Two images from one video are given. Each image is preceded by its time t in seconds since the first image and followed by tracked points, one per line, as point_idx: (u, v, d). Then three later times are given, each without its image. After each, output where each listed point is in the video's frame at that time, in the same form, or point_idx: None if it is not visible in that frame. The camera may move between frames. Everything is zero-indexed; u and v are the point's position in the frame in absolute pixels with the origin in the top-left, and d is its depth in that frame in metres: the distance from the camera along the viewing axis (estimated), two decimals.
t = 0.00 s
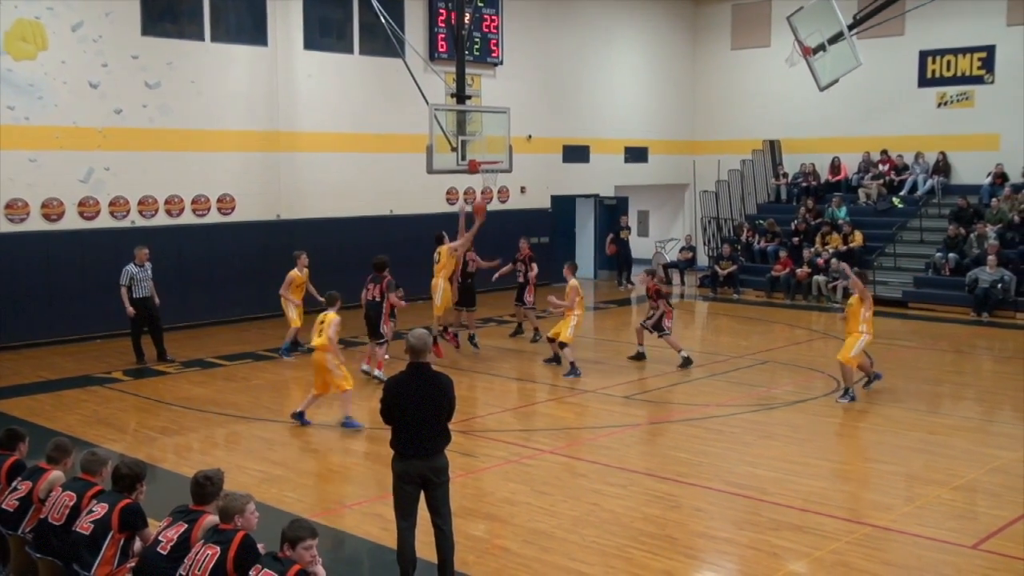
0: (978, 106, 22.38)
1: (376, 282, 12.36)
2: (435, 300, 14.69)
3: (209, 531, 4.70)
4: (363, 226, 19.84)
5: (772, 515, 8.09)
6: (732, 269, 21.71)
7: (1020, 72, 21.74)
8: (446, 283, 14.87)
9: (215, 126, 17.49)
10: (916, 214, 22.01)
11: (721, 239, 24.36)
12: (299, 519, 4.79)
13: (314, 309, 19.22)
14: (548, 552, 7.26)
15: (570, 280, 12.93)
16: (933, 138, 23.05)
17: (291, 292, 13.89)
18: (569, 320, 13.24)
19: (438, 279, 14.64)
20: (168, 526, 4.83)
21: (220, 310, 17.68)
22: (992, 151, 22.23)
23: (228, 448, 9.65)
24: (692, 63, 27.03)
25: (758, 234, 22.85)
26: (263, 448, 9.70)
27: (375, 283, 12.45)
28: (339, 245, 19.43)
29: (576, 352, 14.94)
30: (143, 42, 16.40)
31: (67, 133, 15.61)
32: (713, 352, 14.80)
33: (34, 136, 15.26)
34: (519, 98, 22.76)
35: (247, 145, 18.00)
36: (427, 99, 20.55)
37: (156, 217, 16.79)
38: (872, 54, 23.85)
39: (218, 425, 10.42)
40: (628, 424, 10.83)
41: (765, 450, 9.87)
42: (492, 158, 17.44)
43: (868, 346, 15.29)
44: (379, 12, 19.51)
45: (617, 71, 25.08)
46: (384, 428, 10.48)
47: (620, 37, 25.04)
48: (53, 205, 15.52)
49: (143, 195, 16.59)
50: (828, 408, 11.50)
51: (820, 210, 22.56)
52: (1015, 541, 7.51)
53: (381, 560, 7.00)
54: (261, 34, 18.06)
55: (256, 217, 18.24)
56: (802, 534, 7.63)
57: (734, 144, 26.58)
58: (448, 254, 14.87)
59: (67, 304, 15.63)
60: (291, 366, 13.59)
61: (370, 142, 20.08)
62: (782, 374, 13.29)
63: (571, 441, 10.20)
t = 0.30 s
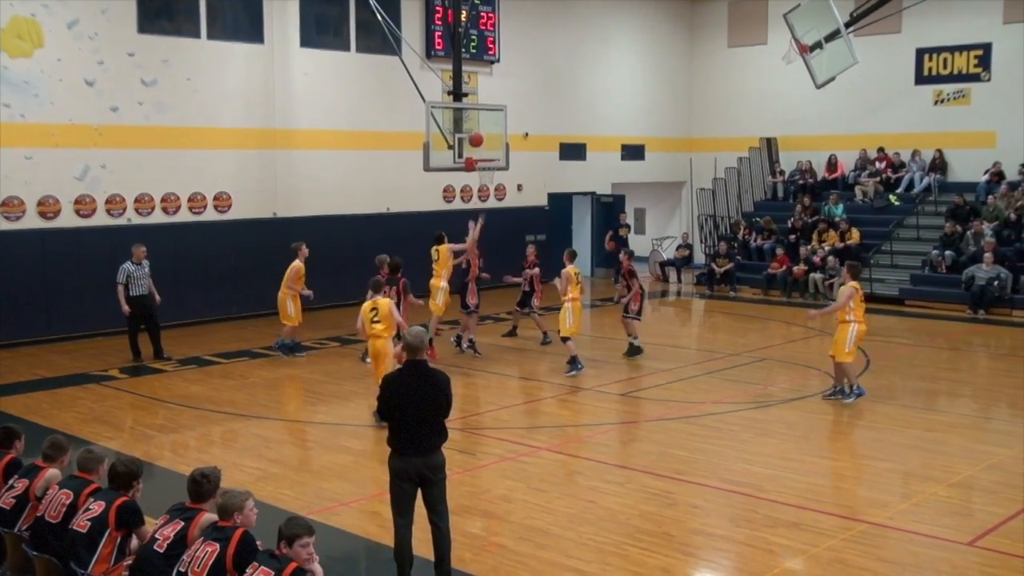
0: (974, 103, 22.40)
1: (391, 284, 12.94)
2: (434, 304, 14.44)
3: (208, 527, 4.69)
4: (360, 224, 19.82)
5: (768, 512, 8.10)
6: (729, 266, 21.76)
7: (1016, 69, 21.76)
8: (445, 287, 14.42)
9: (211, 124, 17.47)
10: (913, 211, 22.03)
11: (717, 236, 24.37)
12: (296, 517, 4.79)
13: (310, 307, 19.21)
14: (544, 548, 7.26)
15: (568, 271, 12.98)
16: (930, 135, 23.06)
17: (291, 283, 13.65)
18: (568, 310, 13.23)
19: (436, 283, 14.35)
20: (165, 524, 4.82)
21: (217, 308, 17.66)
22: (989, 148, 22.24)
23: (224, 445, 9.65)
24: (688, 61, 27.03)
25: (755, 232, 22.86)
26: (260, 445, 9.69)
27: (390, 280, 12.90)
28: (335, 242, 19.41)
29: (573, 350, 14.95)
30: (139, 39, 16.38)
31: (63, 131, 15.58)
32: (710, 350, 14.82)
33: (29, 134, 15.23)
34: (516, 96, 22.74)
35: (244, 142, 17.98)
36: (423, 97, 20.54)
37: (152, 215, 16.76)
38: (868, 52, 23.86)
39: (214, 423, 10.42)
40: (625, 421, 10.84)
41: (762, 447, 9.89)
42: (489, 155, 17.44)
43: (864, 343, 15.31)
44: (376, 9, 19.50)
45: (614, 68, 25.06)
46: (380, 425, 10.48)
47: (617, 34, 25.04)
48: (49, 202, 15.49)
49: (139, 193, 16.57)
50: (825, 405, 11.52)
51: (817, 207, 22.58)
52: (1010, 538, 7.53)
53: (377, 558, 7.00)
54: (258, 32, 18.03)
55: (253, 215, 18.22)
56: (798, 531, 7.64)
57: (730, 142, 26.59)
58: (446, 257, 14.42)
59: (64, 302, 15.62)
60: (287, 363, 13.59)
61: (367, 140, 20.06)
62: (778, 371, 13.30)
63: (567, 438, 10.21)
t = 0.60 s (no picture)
0: (971, 99, 22.40)
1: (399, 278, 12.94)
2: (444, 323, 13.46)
3: (204, 523, 4.69)
4: (357, 219, 19.81)
5: (764, 507, 8.11)
6: (726, 262, 21.81)
7: (1013, 65, 21.76)
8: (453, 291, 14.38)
9: (208, 119, 17.45)
10: (910, 206, 22.05)
11: (715, 232, 24.37)
12: (293, 512, 4.79)
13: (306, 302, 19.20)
14: (542, 543, 7.27)
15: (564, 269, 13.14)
16: (927, 131, 23.07)
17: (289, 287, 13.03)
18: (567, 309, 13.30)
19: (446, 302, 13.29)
20: (162, 519, 4.81)
21: (214, 303, 17.66)
22: (986, 144, 22.26)
23: (222, 441, 9.65)
24: (685, 56, 27.02)
25: (752, 227, 22.86)
26: (258, 440, 9.69)
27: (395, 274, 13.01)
28: (332, 238, 19.41)
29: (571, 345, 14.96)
30: (136, 34, 16.35)
31: (60, 127, 15.57)
32: (707, 345, 14.83)
33: (26, 129, 15.21)
34: (513, 91, 22.73)
35: (240, 137, 17.95)
36: (420, 92, 20.53)
37: (149, 210, 16.76)
38: (865, 47, 23.86)
39: (212, 418, 10.41)
40: (623, 416, 10.84)
41: (759, 442, 9.90)
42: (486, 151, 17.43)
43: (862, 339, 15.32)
44: (373, 4, 19.48)
45: (611, 63, 25.04)
46: (378, 420, 10.49)
47: (614, 30, 25.03)
48: (46, 197, 15.48)
49: (136, 188, 16.55)
50: (821, 400, 11.54)
51: (814, 203, 22.59)
52: (1007, 532, 7.54)
53: (374, 552, 7.01)
54: (254, 26, 18.00)
55: (250, 210, 18.22)
56: (796, 526, 7.66)
57: (727, 137, 26.59)
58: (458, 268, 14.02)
59: (61, 297, 15.61)
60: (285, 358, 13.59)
61: (362, 135, 20.03)
62: (776, 366, 13.29)
63: (564, 433, 10.22)
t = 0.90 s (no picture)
0: (969, 96, 22.41)
1: (402, 276, 12.92)
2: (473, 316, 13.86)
3: (201, 521, 4.69)
4: (355, 217, 19.80)
5: (762, 504, 8.12)
6: (725, 259, 21.75)
7: (1012, 62, 21.77)
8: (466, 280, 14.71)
9: (206, 116, 17.44)
10: (908, 204, 22.07)
11: (713, 229, 24.36)
12: (291, 510, 4.79)
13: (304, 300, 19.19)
14: (540, 541, 7.28)
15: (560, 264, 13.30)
16: (925, 129, 23.08)
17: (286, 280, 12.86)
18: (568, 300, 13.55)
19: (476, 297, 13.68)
20: (160, 517, 4.81)
21: (212, 301, 17.66)
22: (983, 141, 22.27)
23: (220, 439, 9.65)
24: (683, 54, 27.01)
25: (750, 225, 22.85)
26: (256, 438, 9.69)
27: (399, 273, 12.96)
28: (330, 236, 19.38)
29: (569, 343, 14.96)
30: (133, 32, 16.32)
31: (57, 124, 15.55)
32: (706, 343, 14.83)
33: (23, 126, 15.18)
34: (511, 88, 22.72)
35: (238, 135, 17.94)
36: (419, 90, 20.51)
37: (147, 208, 16.75)
38: (863, 45, 23.87)
39: (210, 416, 10.41)
40: (621, 414, 10.86)
41: (757, 440, 9.90)
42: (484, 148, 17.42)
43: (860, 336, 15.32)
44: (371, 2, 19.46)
45: (609, 61, 25.03)
46: (376, 419, 10.49)
47: (612, 28, 25.02)
48: (44, 195, 15.46)
49: (134, 186, 16.54)
50: (819, 397, 11.55)
51: (812, 200, 22.59)
52: (1004, 530, 7.55)
53: (373, 550, 7.01)
54: (252, 24, 17.98)
55: (248, 208, 18.21)
56: (793, 523, 7.66)
57: (725, 135, 26.59)
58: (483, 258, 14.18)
59: (59, 295, 15.60)
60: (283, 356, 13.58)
61: (360, 133, 20.00)
62: (774, 364, 13.30)
63: (563, 431, 10.22)
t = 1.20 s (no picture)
0: (967, 94, 22.42)
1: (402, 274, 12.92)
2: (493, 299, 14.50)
3: (199, 519, 4.68)
4: (353, 214, 19.79)
5: (760, 501, 8.13)
6: (723, 257, 21.70)
7: (1010, 60, 21.78)
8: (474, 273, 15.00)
9: (205, 114, 17.44)
10: (906, 202, 22.07)
11: (711, 227, 24.37)
12: (289, 507, 4.79)
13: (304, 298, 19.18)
14: (538, 538, 7.28)
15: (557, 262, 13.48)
16: (922, 126, 23.09)
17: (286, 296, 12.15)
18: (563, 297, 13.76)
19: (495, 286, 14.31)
20: (159, 514, 4.80)
21: (211, 299, 17.65)
22: (981, 139, 22.29)
23: (219, 436, 9.65)
24: (681, 51, 27.01)
25: (748, 222, 22.84)
26: (254, 436, 9.69)
27: (398, 271, 12.97)
28: (328, 233, 19.36)
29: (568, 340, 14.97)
30: (131, 29, 16.31)
31: (55, 122, 15.53)
32: (704, 340, 14.84)
33: (21, 124, 15.16)
34: (509, 85, 22.71)
35: (236, 132, 17.93)
36: (417, 87, 20.50)
37: (145, 205, 16.74)
38: (862, 43, 23.88)
39: (208, 413, 10.41)
40: (619, 411, 10.86)
41: (755, 437, 9.91)
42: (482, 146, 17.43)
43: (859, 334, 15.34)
44: None
45: (607, 58, 25.04)
46: (375, 416, 10.49)
47: (610, 25, 25.01)
48: (42, 192, 15.45)
49: (131, 183, 16.53)
50: (816, 394, 11.56)
51: (811, 197, 22.60)
52: (1002, 527, 7.56)
53: (371, 548, 7.01)
54: (250, 22, 17.97)
55: (246, 205, 18.21)
56: (791, 521, 7.67)
57: (724, 132, 26.58)
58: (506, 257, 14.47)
59: (58, 292, 15.60)
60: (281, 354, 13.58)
61: (358, 130, 19.99)
62: (772, 362, 13.30)
63: (561, 428, 10.23)
